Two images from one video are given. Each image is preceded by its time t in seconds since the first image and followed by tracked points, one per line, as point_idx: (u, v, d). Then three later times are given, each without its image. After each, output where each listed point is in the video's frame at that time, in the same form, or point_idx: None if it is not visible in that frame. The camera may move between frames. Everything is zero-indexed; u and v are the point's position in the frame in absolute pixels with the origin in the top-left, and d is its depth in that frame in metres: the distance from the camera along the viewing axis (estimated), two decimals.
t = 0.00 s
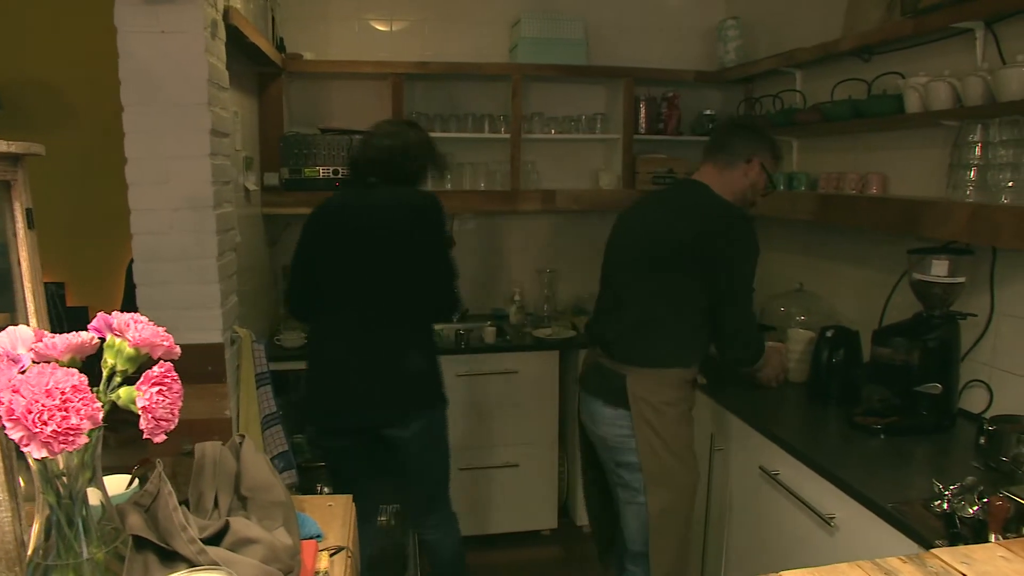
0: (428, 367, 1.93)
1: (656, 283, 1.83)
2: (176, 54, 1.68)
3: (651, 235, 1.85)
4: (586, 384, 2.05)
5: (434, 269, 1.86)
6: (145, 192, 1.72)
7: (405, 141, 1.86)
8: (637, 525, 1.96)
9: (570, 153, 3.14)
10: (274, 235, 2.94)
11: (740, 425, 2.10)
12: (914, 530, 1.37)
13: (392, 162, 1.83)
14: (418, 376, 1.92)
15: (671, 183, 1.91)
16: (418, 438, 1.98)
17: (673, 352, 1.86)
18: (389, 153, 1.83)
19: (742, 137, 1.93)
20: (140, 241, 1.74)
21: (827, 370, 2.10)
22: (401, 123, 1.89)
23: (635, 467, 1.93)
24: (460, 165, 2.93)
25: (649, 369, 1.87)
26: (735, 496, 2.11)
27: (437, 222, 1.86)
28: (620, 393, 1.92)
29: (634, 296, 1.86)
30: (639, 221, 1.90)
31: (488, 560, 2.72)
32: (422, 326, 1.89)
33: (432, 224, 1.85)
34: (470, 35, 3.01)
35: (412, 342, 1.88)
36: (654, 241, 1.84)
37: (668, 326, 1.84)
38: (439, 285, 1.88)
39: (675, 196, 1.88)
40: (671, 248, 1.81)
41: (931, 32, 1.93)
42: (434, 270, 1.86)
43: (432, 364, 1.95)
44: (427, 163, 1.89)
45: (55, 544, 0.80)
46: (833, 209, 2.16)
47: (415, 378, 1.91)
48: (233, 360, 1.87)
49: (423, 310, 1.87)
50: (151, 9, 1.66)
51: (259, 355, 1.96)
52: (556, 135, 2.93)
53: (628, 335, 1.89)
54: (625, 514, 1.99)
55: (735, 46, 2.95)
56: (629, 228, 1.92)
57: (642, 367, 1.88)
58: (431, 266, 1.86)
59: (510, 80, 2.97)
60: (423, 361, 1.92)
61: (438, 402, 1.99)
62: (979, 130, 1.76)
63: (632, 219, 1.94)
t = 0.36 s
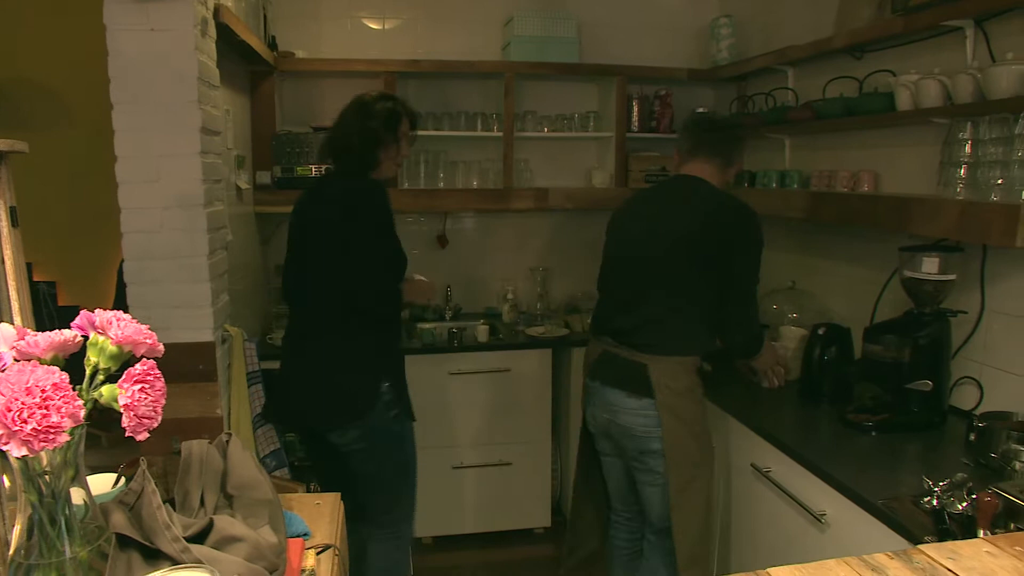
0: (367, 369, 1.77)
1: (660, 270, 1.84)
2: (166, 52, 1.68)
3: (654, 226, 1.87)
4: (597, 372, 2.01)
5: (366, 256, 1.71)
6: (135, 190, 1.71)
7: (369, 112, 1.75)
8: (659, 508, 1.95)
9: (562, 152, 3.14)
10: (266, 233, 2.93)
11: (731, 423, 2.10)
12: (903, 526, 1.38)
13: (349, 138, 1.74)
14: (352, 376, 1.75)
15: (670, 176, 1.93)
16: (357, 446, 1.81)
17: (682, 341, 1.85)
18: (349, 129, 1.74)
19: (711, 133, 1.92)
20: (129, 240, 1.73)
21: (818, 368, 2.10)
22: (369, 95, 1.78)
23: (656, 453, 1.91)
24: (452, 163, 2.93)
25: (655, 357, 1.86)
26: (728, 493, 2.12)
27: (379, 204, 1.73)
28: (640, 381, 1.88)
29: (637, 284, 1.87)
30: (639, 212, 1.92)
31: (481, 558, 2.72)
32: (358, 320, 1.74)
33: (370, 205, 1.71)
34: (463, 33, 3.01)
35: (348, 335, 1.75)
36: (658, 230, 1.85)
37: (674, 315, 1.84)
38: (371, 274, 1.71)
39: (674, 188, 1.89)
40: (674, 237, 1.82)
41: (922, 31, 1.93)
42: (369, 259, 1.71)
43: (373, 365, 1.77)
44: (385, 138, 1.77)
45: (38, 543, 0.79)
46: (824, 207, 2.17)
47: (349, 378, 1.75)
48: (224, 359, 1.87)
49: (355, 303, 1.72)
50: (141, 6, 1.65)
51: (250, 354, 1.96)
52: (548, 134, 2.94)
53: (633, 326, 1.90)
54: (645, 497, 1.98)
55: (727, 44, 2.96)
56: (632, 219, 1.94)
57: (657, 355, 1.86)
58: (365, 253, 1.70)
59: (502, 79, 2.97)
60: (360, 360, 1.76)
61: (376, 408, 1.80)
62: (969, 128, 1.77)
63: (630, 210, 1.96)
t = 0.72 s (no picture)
0: (345, 377, 1.71)
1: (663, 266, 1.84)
2: (157, 50, 1.67)
3: (650, 220, 1.86)
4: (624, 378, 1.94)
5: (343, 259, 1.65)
6: (125, 188, 1.70)
7: (357, 103, 1.71)
8: (682, 497, 1.99)
9: (554, 149, 3.14)
10: (258, 231, 2.91)
11: (723, 419, 2.10)
12: (894, 520, 1.38)
13: (337, 130, 1.70)
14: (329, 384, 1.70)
15: (651, 166, 1.92)
16: (335, 456, 1.76)
17: (686, 335, 1.87)
18: (337, 120, 1.70)
19: (676, 116, 1.92)
20: (119, 238, 1.72)
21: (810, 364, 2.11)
22: (359, 85, 1.74)
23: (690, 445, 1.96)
24: (444, 160, 2.92)
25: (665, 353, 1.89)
26: (721, 490, 2.12)
27: (357, 204, 1.69)
28: (676, 377, 1.90)
29: (638, 279, 1.87)
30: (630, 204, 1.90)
31: (474, 555, 2.72)
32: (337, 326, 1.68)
33: (348, 204, 1.67)
34: (454, 31, 3.00)
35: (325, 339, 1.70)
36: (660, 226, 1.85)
37: (678, 310, 1.85)
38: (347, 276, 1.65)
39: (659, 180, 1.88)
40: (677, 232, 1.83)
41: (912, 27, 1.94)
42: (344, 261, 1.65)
43: (352, 373, 1.71)
44: (375, 128, 1.72)
45: (24, 542, 0.79)
46: (815, 203, 2.18)
47: (326, 386, 1.70)
48: (215, 358, 1.86)
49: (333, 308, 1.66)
50: (130, 2, 1.64)
51: (242, 352, 1.95)
52: (540, 131, 2.94)
53: (632, 320, 1.90)
54: (665, 490, 2.00)
55: (719, 41, 2.97)
56: (617, 209, 1.92)
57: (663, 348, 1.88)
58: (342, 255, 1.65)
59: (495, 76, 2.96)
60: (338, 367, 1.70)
61: (354, 419, 1.73)
62: (958, 123, 1.77)
63: (610, 197, 1.94)
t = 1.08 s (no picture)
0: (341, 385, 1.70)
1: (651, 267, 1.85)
2: (151, 49, 1.66)
3: (636, 220, 1.86)
4: (604, 373, 1.96)
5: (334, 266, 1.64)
6: (119, 187, 1.70)
7: (342, 101, 1.70)
8: (669, 492, 2.01)
9: (548, 149, 3.14)
10: (252, 230, 2.91)
11: (717, 418, 2.11)
12: (887, 519, 1.39)
13: (323, 128, 1.70)
14: (328, 392, 1.69)
15: (635, 163, 1.90)
16: (334, 465, 1.76)
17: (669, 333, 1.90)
18: (323, 118, 1.70)
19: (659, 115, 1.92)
20: (113, 237, 1.72)
21: (803, 363, 2.12)
22: (344, 82, 1.73)
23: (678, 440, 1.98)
24: (439, 160, 2.92)
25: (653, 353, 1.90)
26: (714, 489, 2.13)
27: (347, 208, 1.68)
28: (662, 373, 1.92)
29: (624, 278, 1.88)
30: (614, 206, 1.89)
31: (469, 555, 2.72)
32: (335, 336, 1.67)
33: (337, 210, 1.65)
34: (448, 30, 3.00)
35: (320, 348, 1.69)
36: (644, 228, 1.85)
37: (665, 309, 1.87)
38: (339, 283, 1.64)
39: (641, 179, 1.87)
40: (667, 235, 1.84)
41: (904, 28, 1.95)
42: (339, 269, 1.64)
43: (348, 381, 1.71)
44: (361, 125, 1.72)
45: (17, 542, 0.78)
46: (809, 203, 2.19)
47: (322, 395, 1.69)
48: (210, 358, 1.86)
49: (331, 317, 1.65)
50: (123, 1, 1.63)
51: (236, 352, 1.95)
52: (535, 131, 2.95)
53: (618, 318, 1.92)
54: (653, 485, 2.01)
55: (713, 42, 2.98)
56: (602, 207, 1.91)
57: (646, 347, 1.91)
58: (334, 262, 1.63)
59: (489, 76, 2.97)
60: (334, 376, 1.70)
61: (354, 427, 1.73)
62: (950, 124, 1.78)
63: (593, 196, 1.93)
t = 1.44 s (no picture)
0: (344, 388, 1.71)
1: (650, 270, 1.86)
2: (147, 49, 1.66)
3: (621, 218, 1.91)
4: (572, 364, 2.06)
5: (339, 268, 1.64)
6: (114, 187, 1.69)
7: (347, 99, 1.67)
8: (624, 489, 2.03)
9: (543, 150, 3.15)
10: (247, 231, 2.91)
11: (712, 418, 2.12)
12: (881, 518, 1.40)
13: (325, 125, 1.67)
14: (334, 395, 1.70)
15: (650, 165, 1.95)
16: (338, 469, 1.76)
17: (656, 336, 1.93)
18: (326, 114, 1.67)
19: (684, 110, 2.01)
20: (108, 238, 1.71)
21: (798, 363, 2.13)
22: (350, 81, 1.70)
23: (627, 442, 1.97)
24: (434, 161, 2.93)
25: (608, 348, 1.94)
26: (709, 489, 2.14)
27: (351, 210, 1.68)
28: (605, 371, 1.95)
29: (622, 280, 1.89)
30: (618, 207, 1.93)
31: (464, 556, 2.72)
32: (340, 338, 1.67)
33: (343, 211, 1.66)
34: (444, 31, 3.01)
35: (324, 351, 1.69)
36: (626, 226, 1.88)
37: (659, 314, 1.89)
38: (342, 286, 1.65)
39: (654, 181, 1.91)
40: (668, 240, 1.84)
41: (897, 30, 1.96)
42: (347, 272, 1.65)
43: (352, 384, 1.72)
44: (367, 125, 1.68)
45: (16, 542, 0.78)
46: (803, 204, 2.20)
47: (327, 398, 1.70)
48: (205, 359, 1.86)
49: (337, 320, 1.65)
50: (118, 0, 1.63)
51: (231, 353, 1.95)
52: (530, 131, 2.95)
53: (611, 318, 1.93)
54: (613, 478, 2.07)
55: (707, 43, 2.99)
56: (613, 208, 1.95)
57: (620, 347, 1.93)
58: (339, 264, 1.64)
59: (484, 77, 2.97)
60: (337, 379, 1.71)
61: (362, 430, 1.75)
62: (942, 126, 1.79)
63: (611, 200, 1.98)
